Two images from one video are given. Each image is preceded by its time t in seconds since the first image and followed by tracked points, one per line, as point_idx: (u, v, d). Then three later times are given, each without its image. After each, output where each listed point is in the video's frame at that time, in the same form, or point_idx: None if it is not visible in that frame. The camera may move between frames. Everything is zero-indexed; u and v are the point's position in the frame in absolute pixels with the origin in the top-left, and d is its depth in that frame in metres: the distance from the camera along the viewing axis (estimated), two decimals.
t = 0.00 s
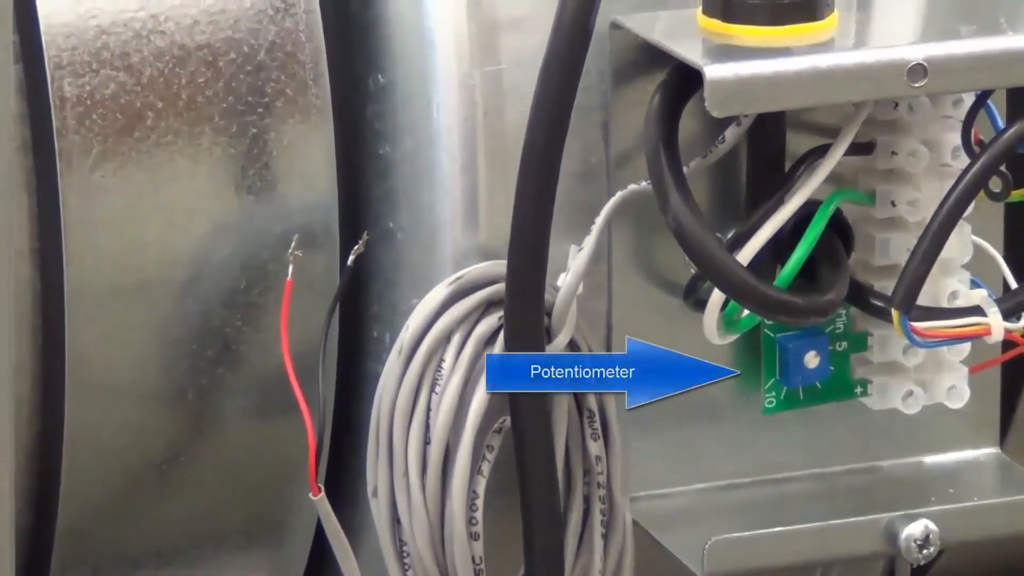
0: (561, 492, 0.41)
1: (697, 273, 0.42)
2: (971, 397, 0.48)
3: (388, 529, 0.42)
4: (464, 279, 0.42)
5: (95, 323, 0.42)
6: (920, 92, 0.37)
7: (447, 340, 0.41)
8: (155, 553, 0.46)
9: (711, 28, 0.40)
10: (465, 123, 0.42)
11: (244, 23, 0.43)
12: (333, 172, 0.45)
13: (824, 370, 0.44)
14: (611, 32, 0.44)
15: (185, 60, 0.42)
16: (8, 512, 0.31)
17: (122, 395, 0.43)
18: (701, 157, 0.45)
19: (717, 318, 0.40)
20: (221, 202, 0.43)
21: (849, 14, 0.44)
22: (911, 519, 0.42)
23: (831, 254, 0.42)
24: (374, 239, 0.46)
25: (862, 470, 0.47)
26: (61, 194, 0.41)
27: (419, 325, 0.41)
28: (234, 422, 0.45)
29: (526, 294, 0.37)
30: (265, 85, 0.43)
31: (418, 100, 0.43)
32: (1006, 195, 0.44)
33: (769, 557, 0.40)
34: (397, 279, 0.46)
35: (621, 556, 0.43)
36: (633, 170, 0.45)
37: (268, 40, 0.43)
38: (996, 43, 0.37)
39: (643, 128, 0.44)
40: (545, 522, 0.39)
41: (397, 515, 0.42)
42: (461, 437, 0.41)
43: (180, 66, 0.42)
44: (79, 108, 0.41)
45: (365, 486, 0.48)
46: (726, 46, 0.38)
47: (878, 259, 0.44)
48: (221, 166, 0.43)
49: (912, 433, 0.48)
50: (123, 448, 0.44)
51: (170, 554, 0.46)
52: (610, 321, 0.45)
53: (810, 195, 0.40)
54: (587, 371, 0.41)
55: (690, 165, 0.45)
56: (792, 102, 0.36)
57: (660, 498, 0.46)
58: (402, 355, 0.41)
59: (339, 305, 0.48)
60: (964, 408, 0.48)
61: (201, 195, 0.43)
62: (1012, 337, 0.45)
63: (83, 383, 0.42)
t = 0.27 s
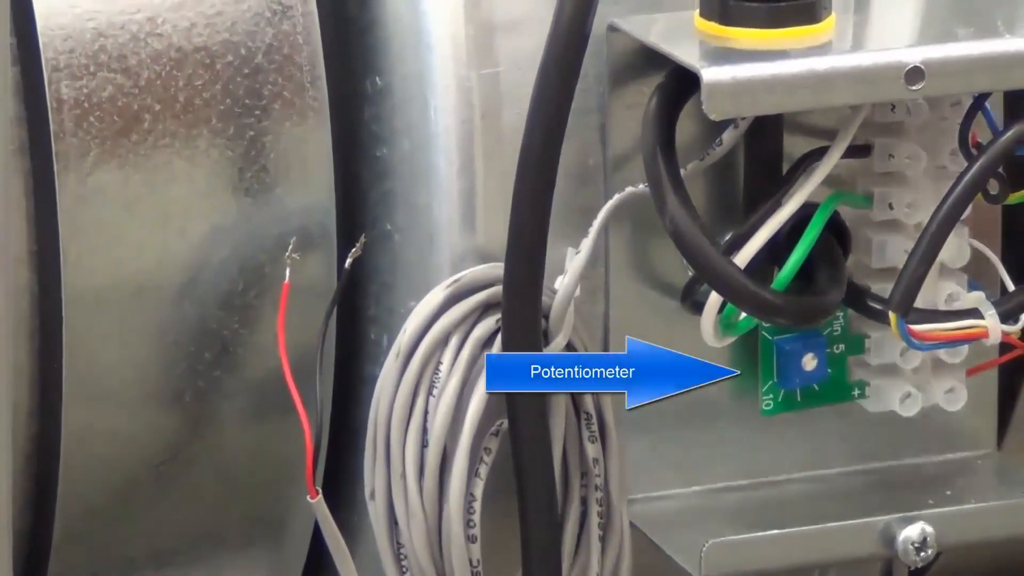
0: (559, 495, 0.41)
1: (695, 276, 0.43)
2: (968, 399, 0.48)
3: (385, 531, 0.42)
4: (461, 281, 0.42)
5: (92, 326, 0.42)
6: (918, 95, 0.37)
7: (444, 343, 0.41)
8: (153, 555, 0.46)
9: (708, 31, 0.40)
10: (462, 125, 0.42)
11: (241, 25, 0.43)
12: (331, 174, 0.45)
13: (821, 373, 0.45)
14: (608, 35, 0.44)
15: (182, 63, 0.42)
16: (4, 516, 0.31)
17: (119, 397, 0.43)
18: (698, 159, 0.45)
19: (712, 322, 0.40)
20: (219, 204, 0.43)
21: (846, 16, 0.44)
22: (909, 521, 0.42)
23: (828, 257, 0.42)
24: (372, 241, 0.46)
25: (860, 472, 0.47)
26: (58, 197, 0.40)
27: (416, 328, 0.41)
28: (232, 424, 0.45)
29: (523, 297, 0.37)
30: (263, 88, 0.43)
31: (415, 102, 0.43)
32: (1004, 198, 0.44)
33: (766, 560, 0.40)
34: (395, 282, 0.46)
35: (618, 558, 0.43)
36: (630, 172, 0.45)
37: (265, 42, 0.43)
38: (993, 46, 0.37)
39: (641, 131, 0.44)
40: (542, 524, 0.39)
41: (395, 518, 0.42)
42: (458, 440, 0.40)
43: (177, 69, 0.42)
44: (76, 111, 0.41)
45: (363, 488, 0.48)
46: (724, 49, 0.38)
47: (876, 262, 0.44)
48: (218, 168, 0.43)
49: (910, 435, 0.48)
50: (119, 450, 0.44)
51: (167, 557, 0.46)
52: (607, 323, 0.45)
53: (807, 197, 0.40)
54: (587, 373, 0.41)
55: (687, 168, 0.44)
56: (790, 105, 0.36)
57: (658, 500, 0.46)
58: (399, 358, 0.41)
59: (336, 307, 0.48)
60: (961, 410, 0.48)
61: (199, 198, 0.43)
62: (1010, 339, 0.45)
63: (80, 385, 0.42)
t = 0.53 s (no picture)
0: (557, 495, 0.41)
1: (694, 277, 0.43)
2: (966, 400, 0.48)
3: (384, 531, 0.42)
4: (459, 282, 0.41)
5: (91, 326, 0.42)
6: (917, 95, 0.37)
7: (442, 343, 0.41)
8: (151, 556, 0.46)
9: (707, 30, 0.40)
10: (461, 125, 0.42)
11: (240, 25, 0.43)
12: (329, 174, 0.45)
13: (820, 373, 0.45)
14: (606, 35, 0.44)
15: (180, 63, 0.42)
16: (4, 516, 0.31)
17: (118, 398, 0.43)
18: (697, 159, 0.44)
19: (712, 321, 0.40)
20: (217, 205, 0.43)
21: (845, 16, 0.44)
22: (907, 521, 0.41)
23: (827, 256, 0.42)
24: (370, 242, 0.46)
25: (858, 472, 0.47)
26: (56, 197, 0.40)
27: (414, 328, 0.41)
28: (230, 424, 0.45)
29: (522, 297, 0.37)
30: (261, 87, 0.43)
31: (413, 102, 0.43)
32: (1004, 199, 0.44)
33: (764, 560, 0.40)
34: (393, 282, 0.46)
35: (616, 559, 0.43)
36: (628, 172, 0.45)
37: (263, 42, 0.43)
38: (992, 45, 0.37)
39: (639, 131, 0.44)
40: (541, 525, 0.39)
41: (393, 519, 0.42)
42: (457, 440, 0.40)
43: (175, 69, 0.42)
44: (75, 111, 0.41)
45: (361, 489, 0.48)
46: (722, 48, 0.38)
47: (874, 262, 0.44)
48: (216, 168, 0.43)
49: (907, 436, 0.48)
50: (118, 451, 0.44)
51: (166, 557, 0.46)
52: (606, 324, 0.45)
53: (806, 197, 0.40)
54: (587, 373, 0.41)
55: (686, 168, 0.44)
56: (788, 104, 0.36)
57: (656, 500, 0.46)
58: (398, 358, 0.41)
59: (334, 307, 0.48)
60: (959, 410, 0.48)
61: (197, 198, 0.43)
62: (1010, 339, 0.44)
63: (79, 386, 0.42)
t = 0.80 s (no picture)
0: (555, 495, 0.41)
1: (692, 277, 0.43)
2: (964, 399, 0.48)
3: (382, 532, 0.42)
4: (457, 282, 0.42)
5: (89, 327, 0.42)
6: (915, 95, 0.37)
7: (441, 344, 0.41)
8: (150, 556, 0.46)
9: (705, 30, 0.40)
10: (459, 126, 0.42)
11: (238, 26, 0.43)
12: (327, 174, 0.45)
13: (818, 373, 0.45)
14: (605, 35, 0.44)
15: (179, 63, 0.42)
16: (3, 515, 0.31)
17: (116, 398, 0.43)
18: (695, 160, 0.45)
19: (709, 324, 0.40)
20: (216, 206, 0.43)
21: (843, 17, 0.44)
22: (905, 521, 0.41)
23: (826, 256, 0.42)
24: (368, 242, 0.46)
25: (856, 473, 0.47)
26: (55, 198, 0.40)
27: (412, 328, 0.41)
28: (229, 425, 0.45)
29: (521, 297, 0.37)
30: (260, 88, 0.43)
31: (412, 103, 0.43)
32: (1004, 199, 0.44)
33: (763, 560, 0.40)
34: (391, 282, 0.46)
35: (615, 559, 0.43)
36: (627, 173, 0.45)
37: (262, 43, 0.43)
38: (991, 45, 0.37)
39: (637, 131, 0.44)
40: (539, 525, 0.39)
41: (392, 519, 0.42)
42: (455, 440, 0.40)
43: (174, 69, 0.42)
44: (74, 112, 0.40)
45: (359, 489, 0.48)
46: (721, 49, 0.38)
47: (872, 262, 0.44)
48: (215, 169, 0.43)
49: (905, 436, 0.48)
50: (117, 451, 0.44)
51: (164, 558, 0.46)
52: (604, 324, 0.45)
53: (805, 197, 0.40)
54: (587, 373, 0.41)
55: (684, 168, 0.45)
56: (787, 105, 0.36)
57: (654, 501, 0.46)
58: (396, 358, 0.41)
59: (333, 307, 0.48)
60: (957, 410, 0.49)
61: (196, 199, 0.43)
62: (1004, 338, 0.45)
63: (78, 386, 0.42)
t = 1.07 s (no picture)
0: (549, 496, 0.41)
1: (688, 277, 0.43)
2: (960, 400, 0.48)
3: (377, 533, 0.42)
4: (451, 283, 0.42)
5: (84, 328, 0.42)
6: (910, 96, 0.37)
7: (435, 345, 0.41)
8: (145, 557, 0.46)
9: (701, 31, 0.40)
10: (454, 127, 0.42)
11: (233, 27, 0.43)
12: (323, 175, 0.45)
13: (814, 374, 0.45)
14: (600, 36, 0.44)
15: (174, 64, 0.42)
16: None
17: (111, 399, 0.43)
18: (689, 162, 0.44)
19: (705, 326, 0.40)
20: (211, 207, 0.43)
21: (839, 17, 0.44)
22: (900, 523, 0.41)
23: (822, 257, 0.42)
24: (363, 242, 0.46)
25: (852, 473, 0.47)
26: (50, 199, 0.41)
27: (407, 330, 0.41)
28: (224, 425, 0.45)
29: (516, 297, 0.37)
30: (256, 88, 0.43)
31: (407, 103, 0.43)
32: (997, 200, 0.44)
33: (757, 561, 0.40)
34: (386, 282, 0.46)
35: (610, 560, 0.43)
36: (622, 173, 0.45)
37: (257, 44, 0.43)
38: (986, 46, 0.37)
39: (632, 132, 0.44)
40: (534, 526, 0.39)
41: (387, 520, 0.42)
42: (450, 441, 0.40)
43: (169, 70, 0.42)
44: (69, 113, 0.41)
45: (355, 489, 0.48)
46: (716, 50, 0.38)
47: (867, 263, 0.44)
48: (210, 170, 0.43)
49: (901, 437, 0.48)
50: (112, 452, 0.44)
51: (160, 558, 0.46)
52: (599, 325, 0.45)
53: (800, 197, 0.40)
54: (587, 373, 0.41)
55: (678, 170, 0.44)
56: (782, 105, 0.36)
57: (651, 500, 0.46)
58: (391, 359, 0.41)
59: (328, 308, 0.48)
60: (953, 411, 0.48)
61: (191, 200, 0.43)
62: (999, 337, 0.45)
63: (73, 387, 0.42)
